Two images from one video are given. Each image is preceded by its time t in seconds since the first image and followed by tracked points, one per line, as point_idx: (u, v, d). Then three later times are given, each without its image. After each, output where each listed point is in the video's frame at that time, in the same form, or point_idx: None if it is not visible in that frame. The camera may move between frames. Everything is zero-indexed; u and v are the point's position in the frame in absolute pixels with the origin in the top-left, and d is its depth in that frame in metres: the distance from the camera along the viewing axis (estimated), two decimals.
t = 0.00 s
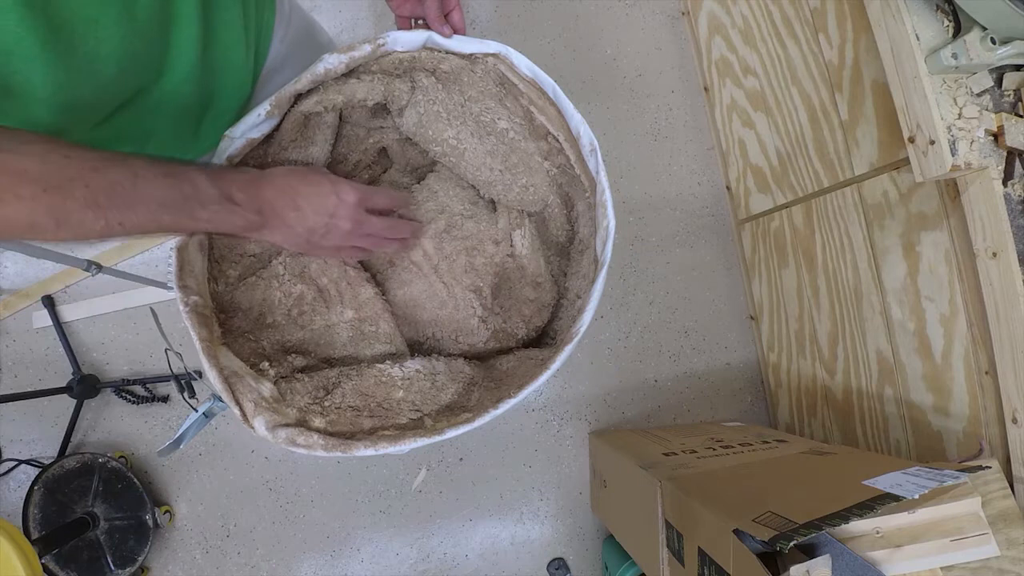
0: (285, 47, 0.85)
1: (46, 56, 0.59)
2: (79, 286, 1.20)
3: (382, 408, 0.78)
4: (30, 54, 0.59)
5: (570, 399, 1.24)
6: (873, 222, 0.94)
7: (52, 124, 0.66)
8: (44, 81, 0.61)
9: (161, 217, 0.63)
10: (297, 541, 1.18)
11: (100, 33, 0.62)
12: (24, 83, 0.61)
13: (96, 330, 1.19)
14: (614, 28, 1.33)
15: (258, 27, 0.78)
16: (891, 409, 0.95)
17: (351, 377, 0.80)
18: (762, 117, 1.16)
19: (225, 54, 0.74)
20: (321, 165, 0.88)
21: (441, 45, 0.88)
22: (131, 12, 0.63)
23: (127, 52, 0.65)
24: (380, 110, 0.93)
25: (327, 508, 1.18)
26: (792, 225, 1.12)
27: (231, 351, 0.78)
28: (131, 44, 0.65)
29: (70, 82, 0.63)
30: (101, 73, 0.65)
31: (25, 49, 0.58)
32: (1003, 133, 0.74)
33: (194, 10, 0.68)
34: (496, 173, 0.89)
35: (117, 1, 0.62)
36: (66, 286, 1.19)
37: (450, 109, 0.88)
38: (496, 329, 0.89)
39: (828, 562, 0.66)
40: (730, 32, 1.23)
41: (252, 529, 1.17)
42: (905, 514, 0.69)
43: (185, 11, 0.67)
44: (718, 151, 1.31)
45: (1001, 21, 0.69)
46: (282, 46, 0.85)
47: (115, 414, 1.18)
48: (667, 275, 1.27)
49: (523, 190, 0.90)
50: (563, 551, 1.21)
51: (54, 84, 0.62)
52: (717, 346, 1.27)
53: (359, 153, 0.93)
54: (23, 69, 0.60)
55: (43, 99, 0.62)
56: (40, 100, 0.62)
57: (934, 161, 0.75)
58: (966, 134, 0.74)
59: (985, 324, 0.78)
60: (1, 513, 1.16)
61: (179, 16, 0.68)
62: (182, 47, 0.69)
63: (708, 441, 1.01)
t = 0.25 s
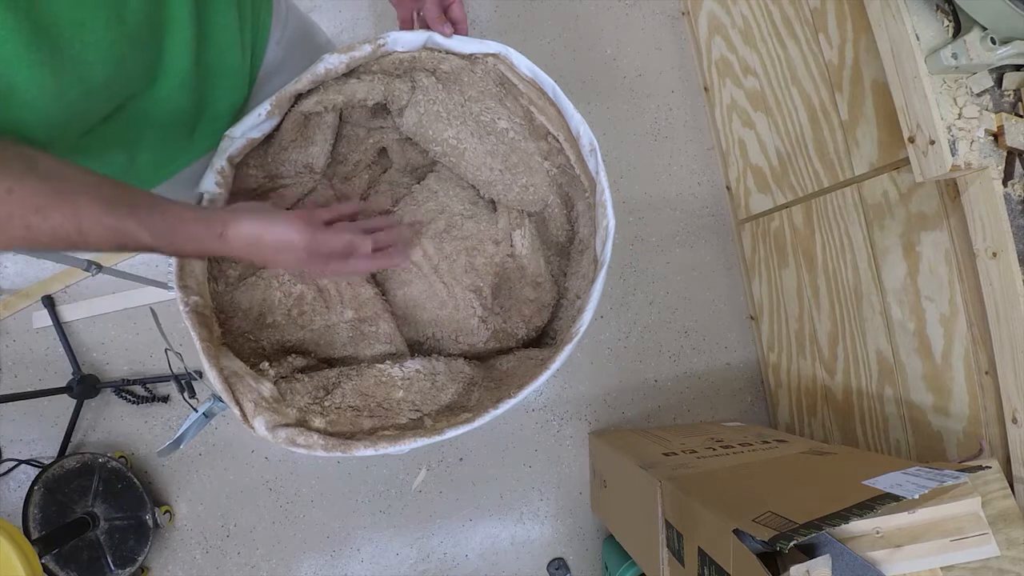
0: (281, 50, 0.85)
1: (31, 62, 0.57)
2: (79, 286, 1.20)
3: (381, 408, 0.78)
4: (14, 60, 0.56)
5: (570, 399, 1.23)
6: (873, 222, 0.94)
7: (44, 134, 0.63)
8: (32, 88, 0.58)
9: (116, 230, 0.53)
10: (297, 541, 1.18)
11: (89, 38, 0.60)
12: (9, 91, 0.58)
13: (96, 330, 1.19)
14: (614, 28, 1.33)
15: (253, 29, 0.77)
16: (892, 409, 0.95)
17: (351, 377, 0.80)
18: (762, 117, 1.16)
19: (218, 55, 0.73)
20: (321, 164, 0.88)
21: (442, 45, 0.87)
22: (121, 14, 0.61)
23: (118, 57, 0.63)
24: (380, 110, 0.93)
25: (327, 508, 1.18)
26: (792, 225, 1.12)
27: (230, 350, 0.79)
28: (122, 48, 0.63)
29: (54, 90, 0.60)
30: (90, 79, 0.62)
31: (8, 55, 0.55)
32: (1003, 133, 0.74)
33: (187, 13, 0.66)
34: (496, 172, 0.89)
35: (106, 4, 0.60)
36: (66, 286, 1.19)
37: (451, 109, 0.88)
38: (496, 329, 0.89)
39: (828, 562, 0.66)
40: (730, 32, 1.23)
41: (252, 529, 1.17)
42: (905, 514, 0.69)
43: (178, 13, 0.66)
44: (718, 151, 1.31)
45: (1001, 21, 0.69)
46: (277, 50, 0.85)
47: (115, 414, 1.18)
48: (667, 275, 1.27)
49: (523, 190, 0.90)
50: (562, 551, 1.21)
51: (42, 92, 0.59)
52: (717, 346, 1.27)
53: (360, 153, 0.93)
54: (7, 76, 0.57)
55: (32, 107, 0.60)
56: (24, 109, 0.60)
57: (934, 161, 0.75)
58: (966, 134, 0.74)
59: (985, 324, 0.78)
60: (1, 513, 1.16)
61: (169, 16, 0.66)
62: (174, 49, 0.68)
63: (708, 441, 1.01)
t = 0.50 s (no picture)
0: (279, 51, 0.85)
1: (13, 64, 0.59)
2: (79, 286, 1.20)
3: (381, 408, 0.78)
4: None
5: (570, 399, 1.23)
6: (873, 222, 0.94)
7: (31, 131, 0.65)
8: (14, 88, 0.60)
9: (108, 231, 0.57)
10: (297, 541, 1.18)
11: (73, 40, 0.62)
12: None
13: (96, 330, 1.19)
14: (614, 28, 1.33)
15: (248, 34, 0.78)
16: (892, 409, 0.95)
17: (351, 378, 0.80)
18: (762, 117, 1.16)
19: (212, 60, 0.74)
20: (321, 165, 0.88)
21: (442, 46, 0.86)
22: (105, 17, 0.63)
23: (103, 60, 0.64)
24: (379, 111, 0.93)
25: (327, 508, 1.18)
26: (792, 225, 1.12)
27: (230, 350, 0.79)
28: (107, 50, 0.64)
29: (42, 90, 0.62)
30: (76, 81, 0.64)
31: None
32: (1003, 133, 0.74)
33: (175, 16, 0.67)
34: (496, 173, 0.90)
35: (90, 7, 0.61)
36: (66, 286, 1.19)
37: (451, 109, 0.89)
38: (496, 329, 0.89)
39: (828, 562, 0.66)
40: (730, 32, 1.23)
41: (252, 529, 1.17)
42: (905, 514, 0.69)
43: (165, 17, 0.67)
44: (718, 151, 1.31)
45: (1001, 21, 0.69)
46: (275, 53, 0.85)
47: (115, 414, 1.18)
48: (667, 275, 1.27)
49: (523, 190, 0.90)
50: (562, 551, 1.21)
51: (27, 92, 0.61)
52: (716, 346, 1.27)
53: (360, 154, 0.93)
54: None
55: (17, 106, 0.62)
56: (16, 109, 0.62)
57: (934, 161, 0.75)
58: (966, 134, 0.74)
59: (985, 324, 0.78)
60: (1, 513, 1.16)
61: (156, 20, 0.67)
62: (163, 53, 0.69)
63: (708, 441, 1.01)
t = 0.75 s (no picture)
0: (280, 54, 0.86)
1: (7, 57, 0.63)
2: (79, 286, 1.20)
3: (381, 408, 0.78)
4: None
5: (570, 399, 1.23)
6: (873, 222, 0.94)
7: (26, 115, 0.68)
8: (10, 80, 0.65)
9: (107, 205, 0.58)
10: (297, 541, 1.18)
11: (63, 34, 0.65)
12: None
13: (96, 330, 1.19)
14: (614, 28, 1.33)
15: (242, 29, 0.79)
16: (892, 409, 0.95)
17: (351, 377, 0.80)
18: (762, 117, 1.16)
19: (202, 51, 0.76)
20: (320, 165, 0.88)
21: (442, 45, 0.87)
22: (92, 13, 0.65)
23: (92, 53, 0.67)
24: (380, 111, 0.93)
25: (327, 508, 1.18)
26: (792, 225, 1.12)
27: (231, 350, 0.79)
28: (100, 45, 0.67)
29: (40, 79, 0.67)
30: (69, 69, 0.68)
31: None
32: (1003, 133, 0.74)
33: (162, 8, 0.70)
34: (496, 173, 0.89)
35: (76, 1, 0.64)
36: (66, 286, 1.19)
37: (451, 109, 0.88)
38: (496, 329, 0.90)
39: (828, 562, 0.66)
40: (730, 32, 1.23)
41: (252, 529, 1.17)
42: (905, 514, 0.69)
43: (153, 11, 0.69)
44: (718, 151, 1.31)
45: (1001, 21, 0.69)
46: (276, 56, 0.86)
47: (115, 414, 1.18)
48: (667, 275, 1.27)
49: (523, 191, 0.90)
50: (563, 551, 1.20)
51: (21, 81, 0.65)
52: (717, 346, 1.27)
53: (360, 154, 0.93)
54: None
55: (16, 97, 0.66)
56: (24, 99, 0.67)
57: (934, 161, 0.75)
58: (966, 134, 0.74)
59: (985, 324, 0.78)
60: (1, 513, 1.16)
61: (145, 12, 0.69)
62: (159, 45, 0.71)
63: (708, 441, 1.01)
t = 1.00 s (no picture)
0: (275, 54, 0.86)
1: None
2: (79, 286, 1.20)
3: (381, 408, 0.79)
4: None
5: (570, 399, 1.23)
6: (873, 222, 0.94)
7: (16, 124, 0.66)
8: None
9: (60, 215, 0.56)
10: (297, 541, 1.18)
11: (45, 42, 0.60)
12: None
13: (96, 330, 1.19)
14: (614, 28, 1.33)
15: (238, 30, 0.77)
16: (892, 409, 0.95)
17: (351, 378, 0.80)
18: (762, 116, 1.16)
19: (199, 56, 0.74)
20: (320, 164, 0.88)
21: (442, 45, 0.87)
22: (80, 23, 0.61)
23: (85, 65, 0.64)
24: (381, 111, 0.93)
25: (327, 508, 1.18)
26: (792, 225, 1.12)
27: (231, 350, 0.79)
28: (90, 58, 0.64)
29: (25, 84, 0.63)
30: (57, 76, 0.64)
31: None
32: (1003, 133, 0.74)
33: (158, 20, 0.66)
34: (496, 173, 0.90)
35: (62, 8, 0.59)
36: (66, 287, 1.19)
37: (451, 109, 0.89)
38: (496, 329, 0.90)
39: (827, 562, 0.66)
40: (730, 32, 1.22)
41: (252, 529, 1.17)
42: (905, 514, 0.69)
43: (147, 21, 0.66)
44: (718, 151, 1.31)
45: (1001, 21, 0.69)
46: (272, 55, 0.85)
47: (116, 414, 1.18)
48: (667, 275, 1.27)
49: (523, 191, 0.90)
50: (563, 551, 1.21)
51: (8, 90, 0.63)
52: (716, 346, 1.27)
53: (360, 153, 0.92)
54: None
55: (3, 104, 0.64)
56: (9, 106, 0.64)
57: (934, 161, 0.75)
58: (966, 134, 0.74)
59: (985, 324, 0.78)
60: (1, 513, 1.16)
61: (135, 19, 0.65)
62: (152, 55, 0.69)
63: (708, 441, 1.01)
